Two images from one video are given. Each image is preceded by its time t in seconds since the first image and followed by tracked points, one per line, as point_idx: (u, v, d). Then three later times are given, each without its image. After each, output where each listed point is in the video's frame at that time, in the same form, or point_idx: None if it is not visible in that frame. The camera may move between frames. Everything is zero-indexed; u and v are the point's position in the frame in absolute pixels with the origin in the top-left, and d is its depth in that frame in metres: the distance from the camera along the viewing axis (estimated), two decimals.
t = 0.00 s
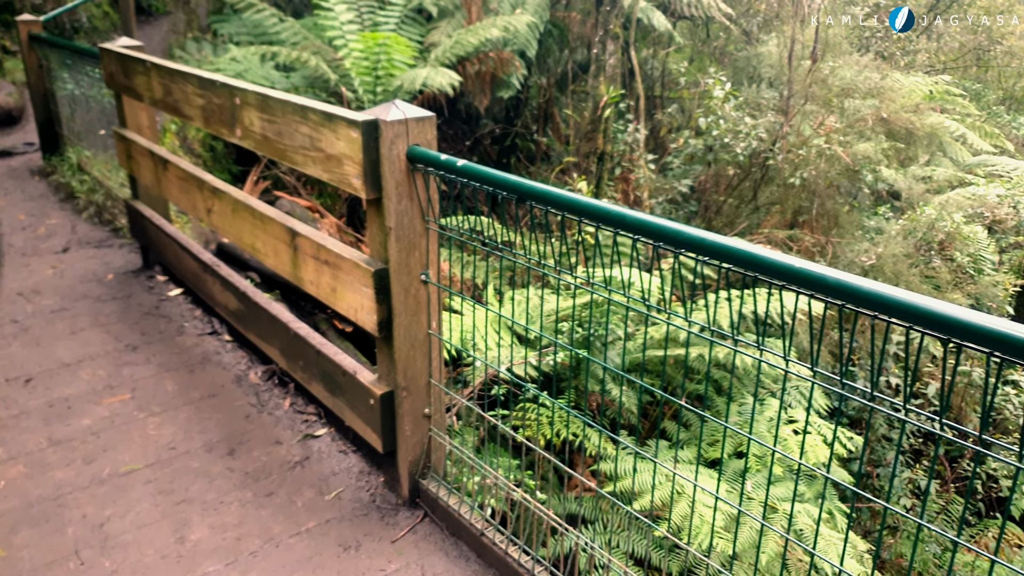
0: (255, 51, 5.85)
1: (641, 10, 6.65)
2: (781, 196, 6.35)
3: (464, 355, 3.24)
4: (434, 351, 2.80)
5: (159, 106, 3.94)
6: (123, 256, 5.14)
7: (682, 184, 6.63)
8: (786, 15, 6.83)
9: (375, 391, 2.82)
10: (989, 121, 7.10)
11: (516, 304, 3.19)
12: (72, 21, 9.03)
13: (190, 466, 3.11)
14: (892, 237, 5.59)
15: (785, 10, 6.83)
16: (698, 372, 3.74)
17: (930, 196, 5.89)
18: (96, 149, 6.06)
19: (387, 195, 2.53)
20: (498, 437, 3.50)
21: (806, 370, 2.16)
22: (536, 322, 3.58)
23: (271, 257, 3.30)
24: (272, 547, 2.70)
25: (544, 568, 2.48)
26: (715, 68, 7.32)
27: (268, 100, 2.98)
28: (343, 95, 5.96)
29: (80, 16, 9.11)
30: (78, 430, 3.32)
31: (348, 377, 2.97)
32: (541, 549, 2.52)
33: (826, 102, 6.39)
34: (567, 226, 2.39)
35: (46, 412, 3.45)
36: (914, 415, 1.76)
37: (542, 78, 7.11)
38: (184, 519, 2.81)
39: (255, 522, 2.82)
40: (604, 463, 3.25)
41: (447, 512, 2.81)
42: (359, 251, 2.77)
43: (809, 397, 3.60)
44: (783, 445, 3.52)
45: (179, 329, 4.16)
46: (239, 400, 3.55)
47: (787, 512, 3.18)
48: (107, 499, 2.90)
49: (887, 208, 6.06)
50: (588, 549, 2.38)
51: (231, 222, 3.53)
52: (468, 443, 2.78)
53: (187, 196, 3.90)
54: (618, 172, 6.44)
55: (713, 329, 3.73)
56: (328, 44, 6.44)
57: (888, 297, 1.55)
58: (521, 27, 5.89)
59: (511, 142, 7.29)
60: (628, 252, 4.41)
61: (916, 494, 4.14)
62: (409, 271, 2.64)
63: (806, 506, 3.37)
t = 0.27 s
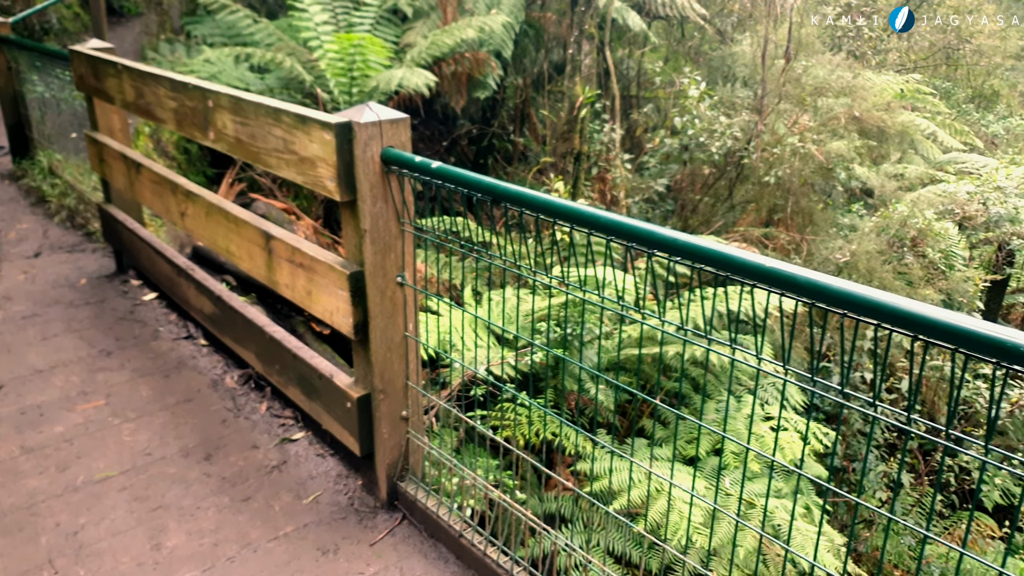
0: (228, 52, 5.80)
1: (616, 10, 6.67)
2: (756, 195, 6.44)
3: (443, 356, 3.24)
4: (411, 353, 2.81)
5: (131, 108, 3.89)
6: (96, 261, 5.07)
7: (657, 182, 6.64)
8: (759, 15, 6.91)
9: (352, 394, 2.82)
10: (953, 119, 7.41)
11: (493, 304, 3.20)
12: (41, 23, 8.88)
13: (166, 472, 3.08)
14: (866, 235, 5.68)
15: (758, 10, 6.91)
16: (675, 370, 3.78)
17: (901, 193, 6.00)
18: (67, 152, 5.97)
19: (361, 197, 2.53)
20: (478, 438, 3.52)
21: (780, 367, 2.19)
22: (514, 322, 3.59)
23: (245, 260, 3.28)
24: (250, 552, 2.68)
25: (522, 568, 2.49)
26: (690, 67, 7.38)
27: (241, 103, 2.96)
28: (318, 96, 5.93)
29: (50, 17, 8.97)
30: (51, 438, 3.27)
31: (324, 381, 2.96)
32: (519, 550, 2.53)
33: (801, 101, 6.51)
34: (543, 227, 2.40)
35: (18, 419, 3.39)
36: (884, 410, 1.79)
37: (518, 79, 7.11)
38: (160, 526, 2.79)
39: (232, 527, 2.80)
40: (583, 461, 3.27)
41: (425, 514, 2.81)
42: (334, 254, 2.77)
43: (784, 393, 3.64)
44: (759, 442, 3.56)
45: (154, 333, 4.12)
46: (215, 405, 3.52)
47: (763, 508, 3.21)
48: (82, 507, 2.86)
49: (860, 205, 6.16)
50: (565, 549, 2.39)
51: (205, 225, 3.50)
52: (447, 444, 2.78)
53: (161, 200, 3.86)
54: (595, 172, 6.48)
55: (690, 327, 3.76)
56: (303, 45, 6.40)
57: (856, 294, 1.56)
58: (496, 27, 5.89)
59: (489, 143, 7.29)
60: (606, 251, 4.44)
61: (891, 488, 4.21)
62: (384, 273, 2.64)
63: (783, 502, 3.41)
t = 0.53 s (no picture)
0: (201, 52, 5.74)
1: (591, 10, 6.70)
2: (732, 193, 6.50)
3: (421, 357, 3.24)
4: (387, 356, 2.81)
5: (100, 111, 3.84)
6: (68, 265, 5.00)
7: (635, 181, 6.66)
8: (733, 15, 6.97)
9: (328, 397, 2.81)
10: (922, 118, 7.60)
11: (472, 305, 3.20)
12: (9, 23, 8.72)
13: (140, 478, 3.04)
14: (840, 232, 5.76)
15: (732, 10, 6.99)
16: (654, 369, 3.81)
17: (874, 189, 6.15)
18: (37, 155, 5.88)
19: (334, 199, 2.52)
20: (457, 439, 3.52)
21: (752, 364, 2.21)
22: (493, 322, 3.61)
23: (219, 264, 3.25)
24: (226, 558, 2.66)
25: (500, 569, 2.51)
26: (665, 66, 7.43)
27: (212, 105, 2.93)
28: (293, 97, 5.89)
29: (18, 18, 8.81)
30: (22, 446, 3.22)
31: (300, 384, 2.95)
32: (497, 551, 2.54)
33: (775, 100, 6.60)
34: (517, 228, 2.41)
35: None
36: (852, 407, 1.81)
37: (495, 79, 7.11)
38: (134, 533, 2.75)
39: (208, 533, 2.77)
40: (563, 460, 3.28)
41: (403, 516, 2.81)
42: (308, 257, 2.75)
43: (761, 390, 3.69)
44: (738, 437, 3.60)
45: (127, 338, 4.07)
46: (190, 410, 3.49)
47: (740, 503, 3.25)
48: (53, 516, 2.82)
49: (834, 202, 6.24)
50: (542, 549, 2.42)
51: (178, 228, 3.46)
52: (426, 445, 2.78)
53: (132, 203, 3.81)
54: (572, 172, 6.50)
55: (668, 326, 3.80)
56: (277, 46, 6.36)
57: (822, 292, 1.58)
58: (472, 27, 5.88)
59: (466, 143, 7.29)
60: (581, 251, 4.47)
61: (868, 482, 4.28)
62: (359, 276, 2.64)
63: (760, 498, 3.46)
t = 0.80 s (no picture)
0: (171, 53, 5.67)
1: (565, 9, 6.73)
2: (706, 191, 6.52)
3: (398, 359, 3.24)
4: (360, 358, 2.81)
5: (66, 113, 3.78)
6: (35, 270, 4.91)
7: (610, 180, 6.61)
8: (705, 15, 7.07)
9: (300, 401, 2.80)
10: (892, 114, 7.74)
11: (449, 307, 3.21)
12: None
13: (111, 486, 3.00)
14: (813, 228, 5.84)
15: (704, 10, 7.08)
16: (631, 366, 3.85)
17: (845, 185, 6.27)
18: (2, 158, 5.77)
19: (303, 201, 2.50)
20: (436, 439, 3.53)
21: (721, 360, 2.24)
22: (470, 322, 3.62)
23: (189, 268, 3.21)
24: (199, 565, 2.63)
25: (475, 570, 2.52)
26: (639, 66, 7.49)
27: (179, 107, 2.90)
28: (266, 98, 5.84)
29: None
30: None
31: (272, 388, 2.93)
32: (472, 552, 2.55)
33: (747, 97, 6.69)
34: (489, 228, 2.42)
35: None
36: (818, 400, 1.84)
37: (470, 79, 7.12)
38: (105, 542, 2.71)
39: (180, 540, 2.74)
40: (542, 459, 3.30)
41: (378, 519, 2.80)
42: (278, 259, 2.73)
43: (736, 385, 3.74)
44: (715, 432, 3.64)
45: (97, 344, 4.01)
46: (162, 415, 3.44)
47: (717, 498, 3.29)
48: (21, 526, 2.77)
49: (807, 199, 6.33)
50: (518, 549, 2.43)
51: (147, 232, 3.42)
52: (403, 447, 2.78)
53: (100, 207, 3.76)
54: (548, 171, 6.52)
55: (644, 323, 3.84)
56: (249, 46, 6.30)
57: (787, 290, 1.61)
58: (446, 27, 5.87)
59: (441, 143, 7.27)
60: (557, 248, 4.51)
61: (843, 474, 4.40)
62: (330, 278, 2.62)
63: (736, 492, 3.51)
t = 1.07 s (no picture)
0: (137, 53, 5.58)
1: (537, 8, 6.75)
2: (679, 188, 6.54)
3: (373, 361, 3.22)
4: (329, 360, 2.78)
5: (26, 114, 3.69)
6: None
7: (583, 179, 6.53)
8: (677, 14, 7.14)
9: (269, 406, 2.78)
10: (860, 112, 7.88)
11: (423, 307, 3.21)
12: None
13: (76, 495, 2.94)
14: (784, 225, 5.91)
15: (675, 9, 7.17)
16: (606, 364, 3.87)
17: (815, 182, 6.38)
18: None
19: (269, 202, 2.48)
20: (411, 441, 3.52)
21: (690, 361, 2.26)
22: (445, 323, 3.61)
23: (155, 271, 3.16)
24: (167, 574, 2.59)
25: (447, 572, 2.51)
26: (612, 65, 7.54)
27: (141, 107, 2.85)
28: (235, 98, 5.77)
29: None
30: None
31: (240, 393, 2.91)
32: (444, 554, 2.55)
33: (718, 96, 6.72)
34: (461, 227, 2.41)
35: None
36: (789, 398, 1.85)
37: (442, 77, 7.03)
38: (70, 552, 2.66)
39: (147, 549, 2.69)
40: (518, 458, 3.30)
41: (350, 523, 2.79)
42: (244, 261, 2.70)
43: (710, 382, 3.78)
44: (690, 429, 3.67)
45: (62, 350, 3.93)
46: (129, 421, 3.38)
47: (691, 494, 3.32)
48: None
49: (777, 197, 6.41)
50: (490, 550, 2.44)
51: (111, 235, 3.36)
52: (379, 450, 2.76)
53: (63, 210, 3.68)
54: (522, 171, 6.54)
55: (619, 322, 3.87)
56: (217, 45, 6.22)
57: (754, 288, 1.62)
58: (418, 26, 5.84)
59: (414, 142, 7.19)
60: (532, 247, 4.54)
61: (816, 468, 4.48)
62: (296, 279, 2.59)
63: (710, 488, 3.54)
